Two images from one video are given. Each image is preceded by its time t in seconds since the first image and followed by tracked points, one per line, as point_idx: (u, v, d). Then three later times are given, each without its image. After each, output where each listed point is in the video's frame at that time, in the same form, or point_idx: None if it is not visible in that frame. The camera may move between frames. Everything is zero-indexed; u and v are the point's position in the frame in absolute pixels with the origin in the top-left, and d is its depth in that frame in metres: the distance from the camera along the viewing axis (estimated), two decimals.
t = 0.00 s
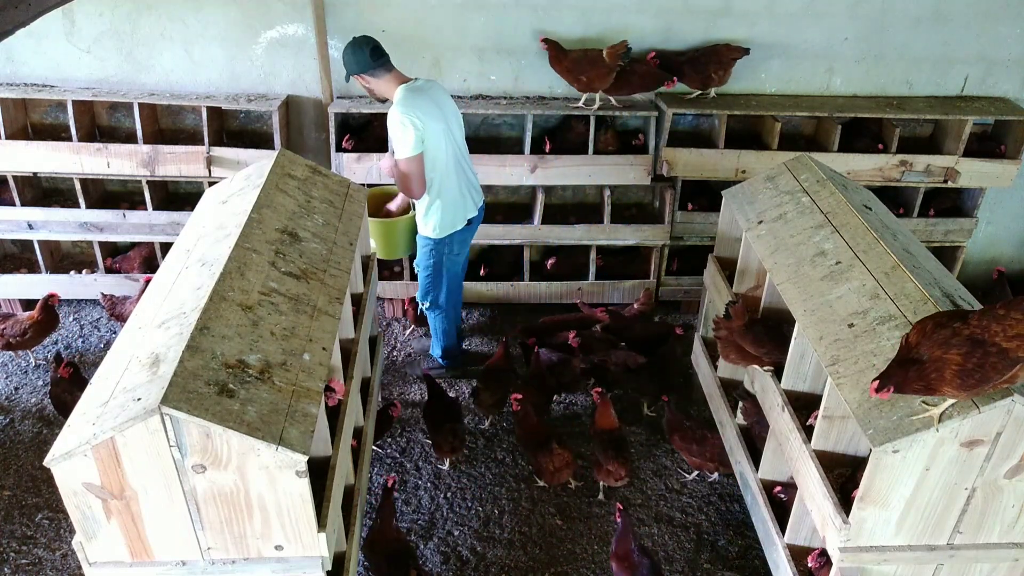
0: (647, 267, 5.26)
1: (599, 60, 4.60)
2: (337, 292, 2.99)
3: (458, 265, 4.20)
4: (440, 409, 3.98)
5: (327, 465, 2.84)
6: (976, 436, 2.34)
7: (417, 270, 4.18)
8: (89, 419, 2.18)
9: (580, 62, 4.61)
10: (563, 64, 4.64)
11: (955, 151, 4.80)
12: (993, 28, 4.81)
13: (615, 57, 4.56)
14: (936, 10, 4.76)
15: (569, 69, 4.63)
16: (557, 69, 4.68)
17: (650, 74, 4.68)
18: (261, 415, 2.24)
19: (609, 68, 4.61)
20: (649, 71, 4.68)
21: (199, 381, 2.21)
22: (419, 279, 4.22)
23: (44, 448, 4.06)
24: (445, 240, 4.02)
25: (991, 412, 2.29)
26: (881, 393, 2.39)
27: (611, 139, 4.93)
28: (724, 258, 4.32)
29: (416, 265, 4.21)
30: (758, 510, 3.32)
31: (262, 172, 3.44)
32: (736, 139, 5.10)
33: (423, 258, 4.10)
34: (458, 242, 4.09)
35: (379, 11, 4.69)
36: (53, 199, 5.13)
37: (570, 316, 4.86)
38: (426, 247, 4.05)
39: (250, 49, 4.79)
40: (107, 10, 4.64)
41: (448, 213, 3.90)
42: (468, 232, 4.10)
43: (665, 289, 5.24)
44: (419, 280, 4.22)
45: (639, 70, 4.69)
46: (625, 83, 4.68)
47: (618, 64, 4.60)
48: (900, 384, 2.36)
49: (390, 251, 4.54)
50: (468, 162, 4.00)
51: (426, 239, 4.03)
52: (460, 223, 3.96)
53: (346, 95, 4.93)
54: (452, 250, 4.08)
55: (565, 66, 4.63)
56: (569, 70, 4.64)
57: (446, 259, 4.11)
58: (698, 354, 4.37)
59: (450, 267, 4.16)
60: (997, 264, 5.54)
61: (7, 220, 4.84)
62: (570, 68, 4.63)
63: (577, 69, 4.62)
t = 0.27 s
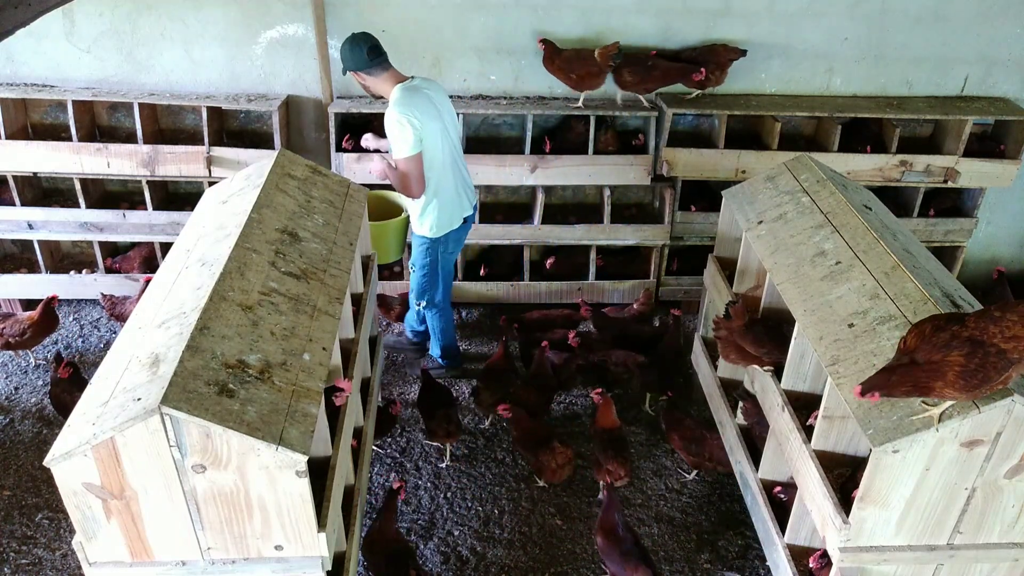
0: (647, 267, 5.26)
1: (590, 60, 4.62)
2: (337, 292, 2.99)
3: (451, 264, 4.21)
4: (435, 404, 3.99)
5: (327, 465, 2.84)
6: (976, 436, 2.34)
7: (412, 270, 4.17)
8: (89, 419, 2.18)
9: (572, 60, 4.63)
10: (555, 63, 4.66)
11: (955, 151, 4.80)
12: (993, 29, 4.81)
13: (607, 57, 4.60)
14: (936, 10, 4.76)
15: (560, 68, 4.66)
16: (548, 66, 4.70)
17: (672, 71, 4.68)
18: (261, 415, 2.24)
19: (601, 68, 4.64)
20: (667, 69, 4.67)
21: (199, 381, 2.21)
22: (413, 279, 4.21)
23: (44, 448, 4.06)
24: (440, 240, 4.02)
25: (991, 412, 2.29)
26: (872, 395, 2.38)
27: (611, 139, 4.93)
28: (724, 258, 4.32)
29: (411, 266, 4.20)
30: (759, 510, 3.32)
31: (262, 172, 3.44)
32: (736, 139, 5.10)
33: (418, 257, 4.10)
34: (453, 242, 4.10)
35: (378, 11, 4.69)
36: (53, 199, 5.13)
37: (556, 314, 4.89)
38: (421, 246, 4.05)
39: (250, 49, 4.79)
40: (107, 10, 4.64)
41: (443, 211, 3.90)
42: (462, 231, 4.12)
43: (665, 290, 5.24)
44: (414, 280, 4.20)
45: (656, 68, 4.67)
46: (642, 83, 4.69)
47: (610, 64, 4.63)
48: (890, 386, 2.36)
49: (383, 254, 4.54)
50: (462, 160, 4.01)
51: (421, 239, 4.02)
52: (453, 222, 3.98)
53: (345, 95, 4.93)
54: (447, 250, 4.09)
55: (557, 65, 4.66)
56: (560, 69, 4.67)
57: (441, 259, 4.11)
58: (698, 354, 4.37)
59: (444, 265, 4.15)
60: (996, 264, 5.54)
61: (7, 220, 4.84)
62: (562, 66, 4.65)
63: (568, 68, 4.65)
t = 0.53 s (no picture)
0: (647, 267, 5.26)
1: (571, 61, 4.64)
2: (337, 292, 2.99)
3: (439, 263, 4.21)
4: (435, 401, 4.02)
5: (327, 465, 2.84)
6: (976, 436, 2.34)
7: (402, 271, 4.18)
8: (89, 419, 2.18)
9: (554, 61, 4.64)
10: (536, 64, 4.66)
11: (955, 151, 4.80)
12: (992, 29, 4.81)
13: (588, 58, 4.64)
14: (936, 10, 4.76)
15: (542, 70, 4.67)
16: (529, 67, 4.70)
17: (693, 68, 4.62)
18: (261, 415, 2.24)
19: (582, 69, 4.67)
20: (688, 68, 4.62)
21: (199, 381, 2.21)
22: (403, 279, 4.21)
23: (44, 448, 4.06)
24: (427, 238, 4.03)
25: (990, 412, 2.29)
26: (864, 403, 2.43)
27: (611, 139, 4.93)
28: (724, 258, 4.32)
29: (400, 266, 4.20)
30: (758, 510, 3.32)
31: (262, 172, 3.44)
32: (736, 139, 5.10)
33: (407, 256, 4.10)
34: (442, 238, 4.11)
35: (378, 11, 4.69)
36: (53, 199, 5.13)
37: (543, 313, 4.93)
38: (410, 244, 4.05)
39: (250, 49, 4.79)
40: (107, 10, 4.64)
41: (435, 206, 3.93)
42: (450, 229, 4.13)
43: (665, 290, 5.24)
44: (403, 280, 4.21)
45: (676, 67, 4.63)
46: (664, 84, 4.65)
47: (591, 65, 4.68)
48: (884, 392, 2.37)
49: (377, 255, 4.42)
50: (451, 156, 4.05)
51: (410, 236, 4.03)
52: (444, 217, 4.01)
53: (345, 95, 4.93)
54: (434, 247, 4.09)
55: (539, 68, 4.66)
56: (540, 70, 4.68)
57: (429, 257, 4.11)
58: (699, 354, 4.37)
59: (433, 263, 4.16)
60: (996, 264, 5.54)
61: (7, 220, 4.84)
62: (544, 68, 4.66)
63: (550, 70, 4.66)
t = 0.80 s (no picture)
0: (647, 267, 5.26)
1: (555, 62, 4.63)
2: (337, 292, 2.99)
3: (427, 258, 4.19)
4: (434, 399, 4.02)
5: (327, 465, 2.83)
6: (976, 436, 2.34)
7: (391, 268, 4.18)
8: (89, 419, 2.18)
9: (538, 62, 4.62)
10: (520, 65, 4.64)
11: (955, 151, 4.80)
12: (993, 29, 4.81)
13: (571, 60, 4.63)
14: (936, 10, 4.76)
15: (526, 70, 4.64)
16: (513, 67, 4.68)
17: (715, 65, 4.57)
18: (261, 415, 2.24)
19: (565, 69, 4.66)
20: (710, 65, 4.57)
21: (199, 381, 2.21)
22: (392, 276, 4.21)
23: (44, 448, 4.06)
24: (412, 232, 4.02)
25: (991, 412, 2.29)
26: (879, 386, 2.39)
27: (611, 139, 4.93)
28: (724, 258, 4.32)
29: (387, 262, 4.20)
30: (758, 510, 3.32)
31: (262, 171, 3.44)
32: (736, 139, 5.10)
33: (394, 252, 4.09)
34: (427, 232, 4.09)
35: (378, 11, 4.69)
36: (53, 199, 5.13)
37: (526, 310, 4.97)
38: (396, 239, 4.04)
39: (250, 49, 4.79)
40: (107, 10, 4.64)
41: (418, 200, 3.92)
42: (436, 222, 4.12)
43: (665, 290, 5.24)
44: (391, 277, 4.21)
45: (699, 67, 4.58)
46: (688, 83, 4.61)
47: (574, 66, 4.67)
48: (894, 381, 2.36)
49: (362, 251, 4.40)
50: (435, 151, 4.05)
51: (395, 231, 4.01)
52: (428, 212, 3.99)
53: (346, 95, 4.93)
54: (420, 241, 4.08)
55: (524, 69, 4.63)
56: (523, 71, 4.65)
57: (416, 251, 4.10)
58: (698, 354, 4.37)
59: (420, 257, 4.13)
60: (996, 264, 5.54)
61: (7, 220, 4.84)
62: (529, 69, 4.64)
63: (535, 70, 4.63)
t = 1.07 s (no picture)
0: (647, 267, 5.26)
1: (535, 61, 4.61)
2: (337, 292, 2.99)
3: (420, 254, 4.20)
4: (433, 398, 4.02)
5: (327, 465, 2.84)
6: (976, 436, 2.34)
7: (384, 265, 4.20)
8: (89, 419, 2.18)
9: (519, 61, 4.60)
10: (502, 65, 4.62)
11: (955, 151, 4.80)
12: (992, 29, 4.81)
13: (550, 58, 4.63)
14: (936, 10, 4.76)
15: (507, 70, 4.62)
16: (494, 69, 4.65)
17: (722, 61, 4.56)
18: (261, 415, 2.24)
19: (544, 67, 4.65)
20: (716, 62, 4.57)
21: (199, 381, 2.21)
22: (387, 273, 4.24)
23: (44, 448, 4.06)
24: (403, 227, 4.03)
25: (990, 412, 2.29)
26: (887, 368, 2.42)
27: (611, 139, 4.92)
28: (724, 258, 4.32)
29: (382, 259, 4.23)
30: (758, 510, 3.32)
31: (262, 172, 3.44)
32: (736, 139, 5.10)
33: (387, 248, 4.12)
34: (419, 227, 4.09)
35: (379, 11, 4.69)
36: (53, 199, 5.13)
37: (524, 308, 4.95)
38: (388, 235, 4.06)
39: (250, 49, 4.79)
40: (107, 10, 4.64)
41: (404, 198, 3.92)
42: (427, 217, 4.12)
43: (665, 290, 5.24)
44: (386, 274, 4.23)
45: (706, 65, 4.57)
46: (699, 83, 4.59)
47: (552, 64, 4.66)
48: (900, 367, 2.38)
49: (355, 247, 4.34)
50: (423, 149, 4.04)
51: (386, 227, 4.03)
52: (416, 210, 3.99)
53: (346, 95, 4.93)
54: (412, 237, 4.08)
55: (505, 68, 4.61)
56: (502, 71, 4.63)
57: (408, 247, 4.11)
58: (699, 354, 4.37)
59: (412, 253, 4.15)
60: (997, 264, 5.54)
61: (7, 220, 4.84)
62: (510, 68, 4.61)
63: (516, 70, 4.61)
